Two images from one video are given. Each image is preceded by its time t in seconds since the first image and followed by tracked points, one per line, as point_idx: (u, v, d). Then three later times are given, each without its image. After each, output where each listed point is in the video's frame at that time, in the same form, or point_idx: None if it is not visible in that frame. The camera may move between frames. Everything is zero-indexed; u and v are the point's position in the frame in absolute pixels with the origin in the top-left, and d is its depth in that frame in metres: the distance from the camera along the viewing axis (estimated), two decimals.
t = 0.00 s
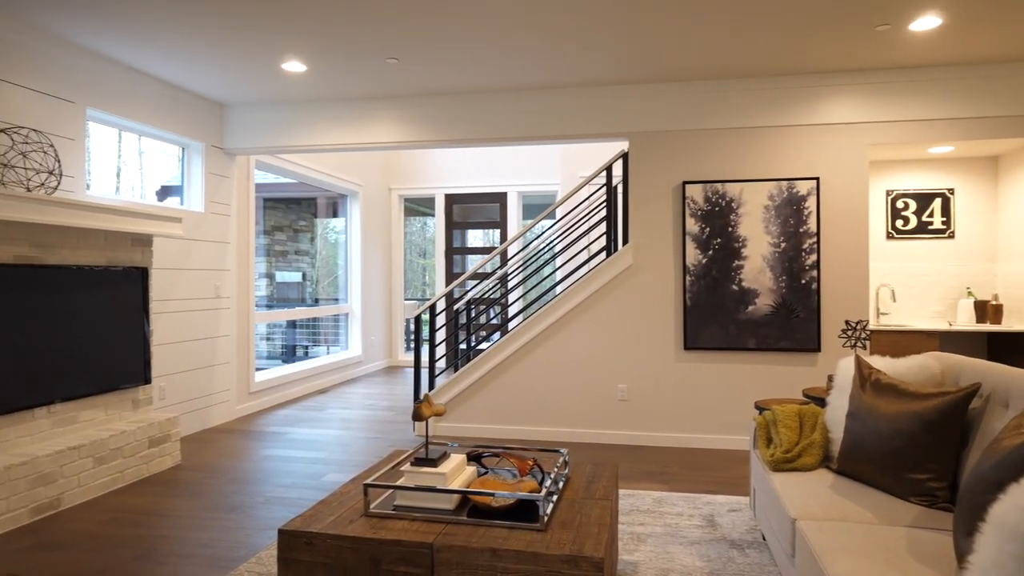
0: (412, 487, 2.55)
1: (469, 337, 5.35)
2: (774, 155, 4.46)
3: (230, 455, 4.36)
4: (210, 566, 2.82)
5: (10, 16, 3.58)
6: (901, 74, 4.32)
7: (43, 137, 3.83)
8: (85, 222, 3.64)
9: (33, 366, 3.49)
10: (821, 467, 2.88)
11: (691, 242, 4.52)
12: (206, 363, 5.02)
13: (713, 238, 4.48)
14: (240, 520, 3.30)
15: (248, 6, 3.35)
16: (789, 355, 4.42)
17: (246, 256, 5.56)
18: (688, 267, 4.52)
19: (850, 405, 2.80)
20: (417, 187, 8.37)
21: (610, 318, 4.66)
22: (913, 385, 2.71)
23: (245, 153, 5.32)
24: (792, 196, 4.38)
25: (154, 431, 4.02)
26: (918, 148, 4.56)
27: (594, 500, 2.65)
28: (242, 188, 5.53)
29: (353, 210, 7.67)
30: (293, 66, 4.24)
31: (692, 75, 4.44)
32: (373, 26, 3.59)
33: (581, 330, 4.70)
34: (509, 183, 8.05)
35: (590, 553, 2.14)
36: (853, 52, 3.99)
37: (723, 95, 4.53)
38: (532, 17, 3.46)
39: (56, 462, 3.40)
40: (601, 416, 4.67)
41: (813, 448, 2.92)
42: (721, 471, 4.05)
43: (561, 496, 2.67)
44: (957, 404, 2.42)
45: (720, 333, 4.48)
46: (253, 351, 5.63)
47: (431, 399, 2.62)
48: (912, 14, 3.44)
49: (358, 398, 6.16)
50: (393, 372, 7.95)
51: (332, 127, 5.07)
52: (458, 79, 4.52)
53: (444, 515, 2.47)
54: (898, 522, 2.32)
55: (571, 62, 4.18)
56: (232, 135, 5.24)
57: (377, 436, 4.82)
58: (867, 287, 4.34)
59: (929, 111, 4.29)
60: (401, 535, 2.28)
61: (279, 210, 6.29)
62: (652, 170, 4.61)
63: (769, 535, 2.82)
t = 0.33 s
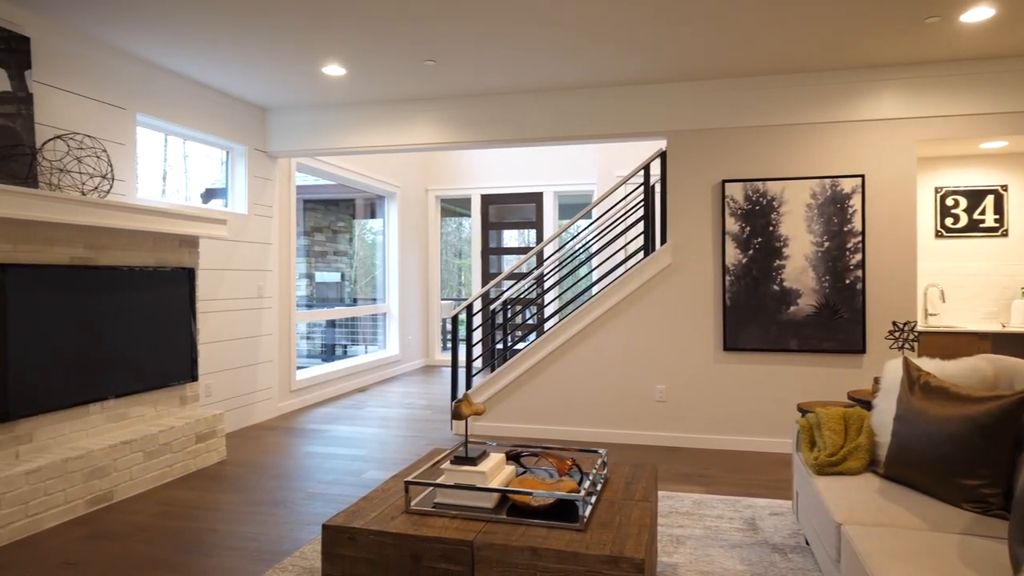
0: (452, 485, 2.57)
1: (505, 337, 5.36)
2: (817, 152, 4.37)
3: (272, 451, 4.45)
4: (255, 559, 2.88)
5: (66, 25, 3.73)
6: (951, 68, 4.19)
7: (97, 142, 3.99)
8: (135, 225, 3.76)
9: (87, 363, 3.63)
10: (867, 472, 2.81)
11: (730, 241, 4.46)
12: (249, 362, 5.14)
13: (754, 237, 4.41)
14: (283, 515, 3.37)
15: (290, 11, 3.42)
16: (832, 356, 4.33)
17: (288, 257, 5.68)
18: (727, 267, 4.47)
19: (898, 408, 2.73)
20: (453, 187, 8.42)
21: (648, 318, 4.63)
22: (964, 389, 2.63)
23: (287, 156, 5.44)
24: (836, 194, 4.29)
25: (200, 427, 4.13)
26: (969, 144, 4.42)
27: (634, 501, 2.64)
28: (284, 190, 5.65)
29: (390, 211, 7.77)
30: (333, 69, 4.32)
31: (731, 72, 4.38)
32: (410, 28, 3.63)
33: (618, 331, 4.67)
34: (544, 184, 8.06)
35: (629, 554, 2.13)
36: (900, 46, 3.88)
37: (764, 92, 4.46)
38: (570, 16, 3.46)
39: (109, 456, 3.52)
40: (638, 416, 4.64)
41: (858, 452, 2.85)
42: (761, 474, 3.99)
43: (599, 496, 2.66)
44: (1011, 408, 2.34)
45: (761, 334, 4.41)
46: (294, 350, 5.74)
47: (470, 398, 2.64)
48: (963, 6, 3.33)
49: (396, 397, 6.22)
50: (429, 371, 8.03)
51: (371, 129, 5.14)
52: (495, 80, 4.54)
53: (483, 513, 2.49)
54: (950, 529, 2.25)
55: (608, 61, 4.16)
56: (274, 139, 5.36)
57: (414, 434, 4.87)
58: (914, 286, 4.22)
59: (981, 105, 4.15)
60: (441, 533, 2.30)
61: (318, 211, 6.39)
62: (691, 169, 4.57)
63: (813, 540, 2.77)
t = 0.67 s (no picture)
0: (494, 482, 2.58)
1: (544, 336, 5.36)
2: (865, 146, 4.25)
3: (316, 447, 4.54)
4: (301, 552, 2.94)
5: (121, 32, 3.86)
6: (1009, 57, 4.03)
7: (150, 145, 4.12)
8: (185, 225, 3.87)
9: (142, 359, 3.75)
10: (921, 476, 2.72)
11: (775, 238, 4.37)
12: (293, 358, 5.24)
13: (799, 234, 4.32)
14: (328, 509, 3.43)
15: (333, 14, 3.47)
16: (881, 356, 4.21)
17: (330, 255, 5.78)
18: (772, 264, 4.38)
19: (954, 410, 2.64)
20: (492, 185, 8.45)
21: (690, 316, 4.57)
22: None
23: (329, 156, 5.53)
24: (886, 189, 4.17)
25: (248, 422, 4.23)
26: None
27: (677, 501, 2.60)
28: (326, 190, 5.75)
29: (430, 210, 7.84)
30: (375, 70, 4.37)
31: (776, 65, 4.30)
32: (451, 28, 3.65)
33: (659, 329, 4.63)
34: (583, 181, 8.04)
35: (673, 554, 2.11)
36: (954, 35, 3.75)
37: (809, 85, 4.36)
38: (609, 12, 3.44)
39: (162, 449, 3.64)
40: (680, 416, 4.59)
41: (911, 455, 2.76)
42: (807, 476, 3.90)
43: (642, 495, 2.63)
44: None
45: (806, 333, 4.32)
46: (336, 347, 5.83)
47: (512, 397, 2.64)
48: None
49: (436, 394, 6.27)
50: (468, 369, 8.08)
51: (412, 128, 5.19)
52: (535, 78, 4.54)
53: (526, 511, 2.49)
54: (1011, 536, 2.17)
55: (649, 57, 4.12)
56: (317, 140, 5.45)
57: (454, 431, 4.90)
58: (970, 284, 4.08)
59: None
60: (484, 530, 2.31)
61: (359, 211, 6.49)
62: (733, 165, 4.49)
63: (864, 545, 2.70)
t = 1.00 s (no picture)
0: (539, 481, 2.57)
1: (586, 336, 5.33)
2: (921, 140, 4.12)
3: (361, 443, 4.61)
4: (348, 546, 2.99)
5: (176, 39, 4.00)
6: None
7: (203, 148, 4.25)
8: (236, 224, 3.98)
9: (195, 355, 3.87)
10: (983, 482, 2.62)
11: (825, 236, 4.26)
12: (339, 356, 5.33)
13: (851, 231, 4.21)
14: (374, 505, 3.48)
15: (379, 16, 3.52)
16: (938, 358, 4.07)
17: (374, 255, 5.85)
18: (821, 263, 4.27)
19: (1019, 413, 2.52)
20: (533, 185, 8.45)
21: (735, 316, 4.49)
22: None
23: (373, 156, 5.61)
24: (943, 184, 4.03)
25: (295, 418, 4.32)
26: None
27: (725, 504, 2.55)
28: (371, 190, 5.83)
29: (471, 210, 7.88)
30: (419, 71, 4.42)
31: (826, 58, 4.19)
32: (494, 28, 3.68)
33: (703, 329, 4.56)
34: (624, 179, 7.98)
35: (720, 556, 2.08)
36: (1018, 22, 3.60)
37: (861, 78, 4.24)
38: (654, 7, 3.41)
39: (214, 443, 3.75)
40: (725, 417, 4.51)
41: (972, 460, 2.65)
42: (859, 481, 3.79)
43: (689, 497, 2.59)
44: None
45: (858, 333, 4.20)
46: (380, 345, 5.91)
47: (557, 396, 2.62)
48: None
49: (477, 393, 6.30)
50: (510, 368, 8.10)
51: (454, 128, 5.23)
52: (578, 75, 4.52)
53: (570, 510, 2.48)
54: None
55: (694, 52, 4.07)
56: (362, 141, 5.54)
57: (496, 430, 4.91)
58: None
59: None
60: (529, 529, 2.31)
61: (402, 211, 6.56)
62: (781, 162, 4.40)
63: (920, 552, 2.61)
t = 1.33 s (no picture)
0: (584, 482, 2.56)
1: (629, 337, 5.28)
2: (981, 135, 3.96)
3: (405, 442, 4.66)
4: (393, 543, 3.02)
5: (229, 46, 4.12)
6: None
7: (253, 152, 4.36)
8: (285, 226, 4.07)
9: (246, 353, 3.98)
10: None
11: (878, 235, 4.14)
12: (383, 355, 5.41)
13: (906, 230, 4.07)
14: (420, 502, 3.52)
15: (426, 18, 3.56)
16: (999, 361, 3.91)
17: (418, 256, 5.91)
18: (874, 263, 4.15)
19: None
20: (575, 185, 8.42)
21: (784, 316, 4.39)
22: None
23: (417, 158, 5.68)
24: (1005, 180, 3.87)
25: (341, 416, 4.40)
26: None
27: (775, 509, 2.50)
28: (414, 191, 5.90)
29: (513, 211, 7.90)
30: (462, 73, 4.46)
31: (879, 51, 4.07)
32: (537, 28, 3.69)
33: (750, 330, 4.47)
34: (668, 178, 7.89)
35: (770, 562, 2.03)
36: None
37: (916, 72, 4.10)
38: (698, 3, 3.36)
39: (264, 439, 3.84)
40: (773, 421, 4.41)
41: None
42: (915, 488, 3.66)
43: (737, 501, 2.55)
44: None
45: (914, 335, 4.06)
46: (423, 345, 5.97)
47: (602, 396, 2.59)
48: None
49: (519, 393, 6.31)
50: (551, 368, 8.08)
51: (497, 128, 5.25)
52: (621, 74, 4.49)
53: (615, 511, 2.46)
54: None
55: (739, 48, 4.00)
56: (406, 143, 5.61)
57: (538, 430, 4.91)
58: None
59: None
60: (574, 530, 2.30)
61: (444, 212, 6.61)
62: (832, 159, 4.29)
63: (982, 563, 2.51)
